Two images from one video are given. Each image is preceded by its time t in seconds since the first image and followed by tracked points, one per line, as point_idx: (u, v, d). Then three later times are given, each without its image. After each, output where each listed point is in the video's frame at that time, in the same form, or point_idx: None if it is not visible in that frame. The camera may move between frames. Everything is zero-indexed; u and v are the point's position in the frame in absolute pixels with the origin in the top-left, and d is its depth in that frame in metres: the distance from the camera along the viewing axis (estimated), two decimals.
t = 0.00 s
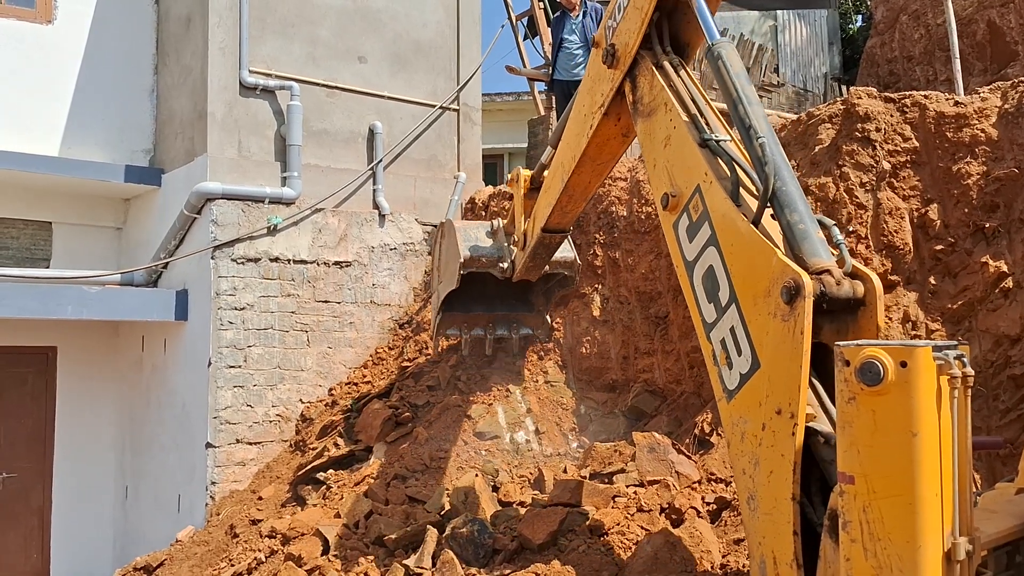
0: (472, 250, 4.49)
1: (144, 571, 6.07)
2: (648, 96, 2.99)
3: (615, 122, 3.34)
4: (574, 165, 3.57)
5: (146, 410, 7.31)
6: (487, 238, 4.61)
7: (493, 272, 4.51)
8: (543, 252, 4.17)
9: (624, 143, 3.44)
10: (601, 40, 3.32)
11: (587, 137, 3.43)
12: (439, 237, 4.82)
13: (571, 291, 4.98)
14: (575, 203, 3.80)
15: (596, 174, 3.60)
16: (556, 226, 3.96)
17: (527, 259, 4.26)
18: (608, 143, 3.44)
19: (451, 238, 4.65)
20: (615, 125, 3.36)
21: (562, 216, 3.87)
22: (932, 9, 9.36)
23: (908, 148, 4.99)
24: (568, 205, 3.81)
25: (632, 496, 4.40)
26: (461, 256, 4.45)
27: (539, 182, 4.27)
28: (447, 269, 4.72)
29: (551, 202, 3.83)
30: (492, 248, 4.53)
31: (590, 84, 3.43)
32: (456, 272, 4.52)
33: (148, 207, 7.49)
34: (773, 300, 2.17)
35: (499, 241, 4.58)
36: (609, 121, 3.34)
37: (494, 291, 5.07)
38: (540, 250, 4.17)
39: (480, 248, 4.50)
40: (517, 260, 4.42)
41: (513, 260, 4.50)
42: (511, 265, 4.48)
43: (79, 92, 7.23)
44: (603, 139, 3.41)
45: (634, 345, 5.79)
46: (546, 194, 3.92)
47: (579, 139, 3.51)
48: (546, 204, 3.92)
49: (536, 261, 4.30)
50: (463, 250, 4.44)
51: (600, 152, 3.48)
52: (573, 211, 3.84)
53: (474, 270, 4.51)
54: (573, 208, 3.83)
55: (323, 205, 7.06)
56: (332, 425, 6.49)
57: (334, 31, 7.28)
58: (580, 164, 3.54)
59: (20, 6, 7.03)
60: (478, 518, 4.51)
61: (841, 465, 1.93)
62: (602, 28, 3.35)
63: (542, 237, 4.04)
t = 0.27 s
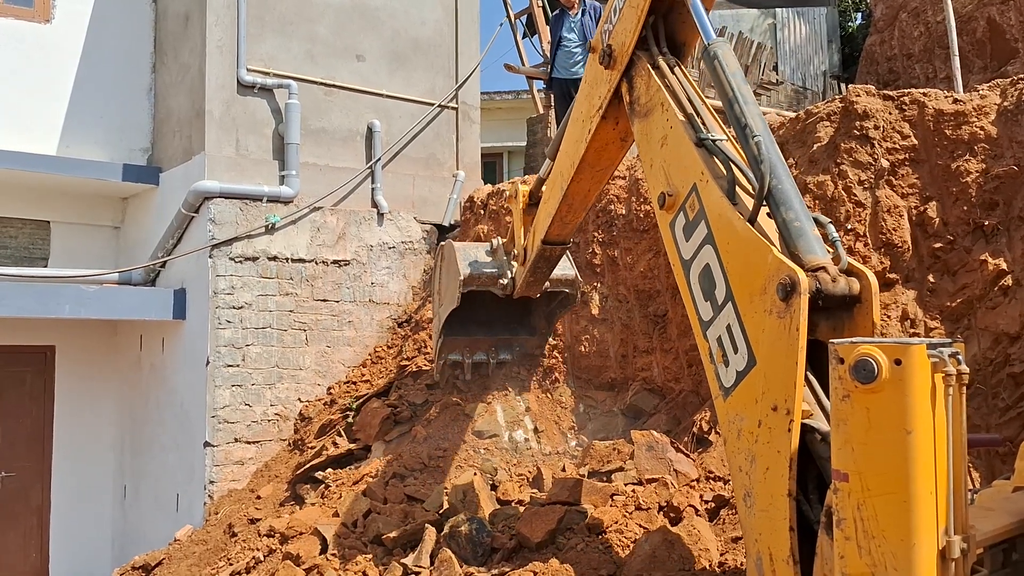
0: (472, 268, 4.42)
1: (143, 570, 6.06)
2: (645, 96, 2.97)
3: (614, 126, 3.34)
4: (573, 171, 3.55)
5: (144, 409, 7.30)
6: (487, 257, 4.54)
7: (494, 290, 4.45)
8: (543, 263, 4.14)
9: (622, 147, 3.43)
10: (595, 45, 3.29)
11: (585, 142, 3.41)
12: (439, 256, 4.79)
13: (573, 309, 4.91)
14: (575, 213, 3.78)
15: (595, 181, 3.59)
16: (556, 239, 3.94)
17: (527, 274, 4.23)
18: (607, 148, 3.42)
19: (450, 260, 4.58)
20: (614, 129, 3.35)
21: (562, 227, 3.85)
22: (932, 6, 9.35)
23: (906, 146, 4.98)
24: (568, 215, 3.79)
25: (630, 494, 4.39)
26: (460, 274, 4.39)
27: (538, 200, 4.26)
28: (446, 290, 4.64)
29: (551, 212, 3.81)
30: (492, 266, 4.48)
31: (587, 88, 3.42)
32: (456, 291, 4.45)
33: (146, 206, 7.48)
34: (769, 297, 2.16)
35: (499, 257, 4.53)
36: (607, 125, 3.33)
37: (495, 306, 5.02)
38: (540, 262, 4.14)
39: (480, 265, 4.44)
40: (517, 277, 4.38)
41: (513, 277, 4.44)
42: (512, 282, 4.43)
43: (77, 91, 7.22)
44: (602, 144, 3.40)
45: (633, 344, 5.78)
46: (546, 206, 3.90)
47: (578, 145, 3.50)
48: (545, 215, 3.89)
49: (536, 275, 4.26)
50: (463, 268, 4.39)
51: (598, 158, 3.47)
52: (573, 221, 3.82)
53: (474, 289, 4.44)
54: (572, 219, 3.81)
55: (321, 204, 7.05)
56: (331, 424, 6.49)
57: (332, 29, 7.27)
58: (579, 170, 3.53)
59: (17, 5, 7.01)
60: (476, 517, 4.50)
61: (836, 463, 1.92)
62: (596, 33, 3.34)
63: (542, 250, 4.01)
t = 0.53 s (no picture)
0: (475, 279, 4.43)
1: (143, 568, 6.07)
2: (646, 89, 2.98)
3: (616, 122, 3.33)
4: (577, 169, 3.55)
5: (145, 408, 7.30)
6: (490, 268, 4.59)
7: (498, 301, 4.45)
8: (548, 269, 4.16)
9: (625, 145, 3.43)
10: (597, 41, 3.30)
11: (588, 140, 3.41)
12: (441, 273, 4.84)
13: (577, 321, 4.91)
14: (578, 216, 3.77)
15: (598, 180, 3.59)
16: (560, 242, 3.94)
17: (530, 281, 4.24)
18: (610, 145, 3.42)
19: (453, 272, 4.62)
20: (616, 126, 3.35)
21: (565, 229, 3.85)
22: (932, 4, 9.35)
23: (906, 143, 4.99)
24: (572, 218, 3.78)
25: (630, 492, 4.40)
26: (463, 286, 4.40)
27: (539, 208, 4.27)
28: (450, 302, 4.68)
29: (554, 215, 3.81)
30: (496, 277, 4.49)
31: (589, 84, 3.42)
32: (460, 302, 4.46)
33: (146, 205, 7.48)
34: (770, 292, 2.16)
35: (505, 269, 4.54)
36: (609, 121, 3.33)
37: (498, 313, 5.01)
38: (543, 267, 4.16)
39: (482, 275, 4.45)
40: (521, 285, 4.38)
41: (517, 285, 4.43)
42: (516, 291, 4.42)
43: (77, 90, 7.22)
44: (604, 141, 3.40)
45: (632, 341, 5.77)
46: (549, 208, 3.91)
47: (580, 144, 3.50)
48: (549, 219, 3.89)
49: (540, 283, 4.27)
50: (466, 280, 4.40)
51: (601, 157, 3.48)
52: (576, 224, 3.82)
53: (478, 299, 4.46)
54: (576, 221, 3.81)
55: (321, 202, 7.05)
56: (331, 422, 6.49)
57: (332, 27, 7.27)
58: (582, 168, 3.54)
59: (17, 4, 7.01)
60: (476, 515, 4.51)
61: (831, 458, 1.93)
62: (598, 29, 3.34)
63: (546, 254, 4.02)
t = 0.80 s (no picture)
0: (478, 283, 4.49)
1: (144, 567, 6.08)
2: (646, 82, 2.98)
3: (617, 117, 3.33)
4: (580, 165, 3.55)
5: (145, 406, 7.31)
6: (493, 273, 4.62)
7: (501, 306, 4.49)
8: (551, 270, 4.16)
9: (626, 140, 3.43)
10: (597, 37, 3.30)
11: (590, 135, 3.42)
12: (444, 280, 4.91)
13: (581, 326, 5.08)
14: (582, 215, 3.77)
15: (601, 177, 3.59)
16: (562, 243, 3.95)
17: (533, 283, 4.25)
18: (612, 140, 3.42)
19: (457, 279, 4.67)
20: (617, 121, 3.35)
21: (569, 230, 3.86)
22: (931, 2, 9.35)
23: (906, 141, 4.99)
24: (575, 217, 3.78)
25: (630, 490, 4.41)
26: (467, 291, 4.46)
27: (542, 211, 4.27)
28: (454, 308, 4.78)
29: (558, 215, 3.81)
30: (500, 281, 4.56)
31: (591, 79, 3.42)
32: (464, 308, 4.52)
33: (146, 204, 7.49)
34: (769, 287, 2.16)
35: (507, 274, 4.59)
36: (611, 116, 3.33)
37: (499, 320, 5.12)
38: (546, 267, 4.16)
39: (485, 280, 4.51)
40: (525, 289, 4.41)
41: (520, 289, 4.49)
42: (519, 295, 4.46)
43: (77, 89, 7.22)
44: (605, 137, 3.41)
45: (633, 340, 5.79)
46: (552, 208, 3.91)
47: (581, 141, 3.50)
48: (552, 219, 3.90)
49: (543, 284, 4.28)
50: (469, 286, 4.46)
51: (603, 153, 3.48)
52: (580, 224, 3.82)
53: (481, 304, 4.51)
54: (579, 221, 3.81)
55: (321, 201, 7.05)
56: (331, 421, 6.50)
57: (332, 26, 7.27)
58: (584, 166, 3.54)
59: (17, 3, 7.01)
60: (476, 513, 4.51)
61: (829, 456, 1.93)
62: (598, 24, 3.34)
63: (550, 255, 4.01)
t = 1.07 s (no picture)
0: (478, 287, 4.51)
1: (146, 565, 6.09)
2: (642, 75, 2.99)
3: (615, 112, 3.35)
4: (578, 162, 3.56)
5: (147, 404, 7.33)
6: (494, 276, 4.65)
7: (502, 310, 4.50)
8: (552, 270, 4.16)
9: (625, 135, 3.44)
10: (592, 30, 3.31)
11: (587, 132, 3.43)
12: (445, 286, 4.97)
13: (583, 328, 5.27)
14: (581, 213, 3.78)
15: (600, 174, 3.59)
16: (562, 243, 3.95)
17: (535, 284, 4.26)
18: (610, 136, 3.43)
19: (457, 283, 4.70)
20: (615, 115, 3.36)
21: (569, 229, 3.86)
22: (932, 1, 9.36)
23: (906, 140, 5.00)
24: (575, 216, 3.79)
25: (631, 488, 4.43)
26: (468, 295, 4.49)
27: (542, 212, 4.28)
28: (454, 314, 4.80)
29: (557, 214, 3.81)
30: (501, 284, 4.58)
31: (588, 75, 3.43)
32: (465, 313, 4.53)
33: (147, 203, 7.50)
34: (765, 281, 2.17)
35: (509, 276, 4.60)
36: (609, 110, 3.34)
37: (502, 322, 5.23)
38: (548, 268, 4.16)
39: (486, 284, 4.53)
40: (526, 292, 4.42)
41: (520, 291, 4.50)
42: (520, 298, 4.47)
43: (78, 89, 7.23)
44: (603, 132, 3.42)
45: (633, 338, 5.81)
46: (552, 207, 3.91)
47: (580, 137, 3.51)
48: (551, 218, 3.90)
49: (544, 286, 4.29)
50: (468, 290, 4.48)
51: (602, 149, 3.48)
52: (579, 222, 3.83)
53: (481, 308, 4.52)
54: (579, 220, 3.82)
55: (322, 199, 7.06)
56: (332, 419, 6.51)
57: (332, 25, 7.27)
58: (583, 163, 3.55)
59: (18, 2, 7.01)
60: (477, 511, 4.53)
61: (824, 455, 1.95)
62: (595, 19, 3.34)
63: (550, 254, 4.02)
